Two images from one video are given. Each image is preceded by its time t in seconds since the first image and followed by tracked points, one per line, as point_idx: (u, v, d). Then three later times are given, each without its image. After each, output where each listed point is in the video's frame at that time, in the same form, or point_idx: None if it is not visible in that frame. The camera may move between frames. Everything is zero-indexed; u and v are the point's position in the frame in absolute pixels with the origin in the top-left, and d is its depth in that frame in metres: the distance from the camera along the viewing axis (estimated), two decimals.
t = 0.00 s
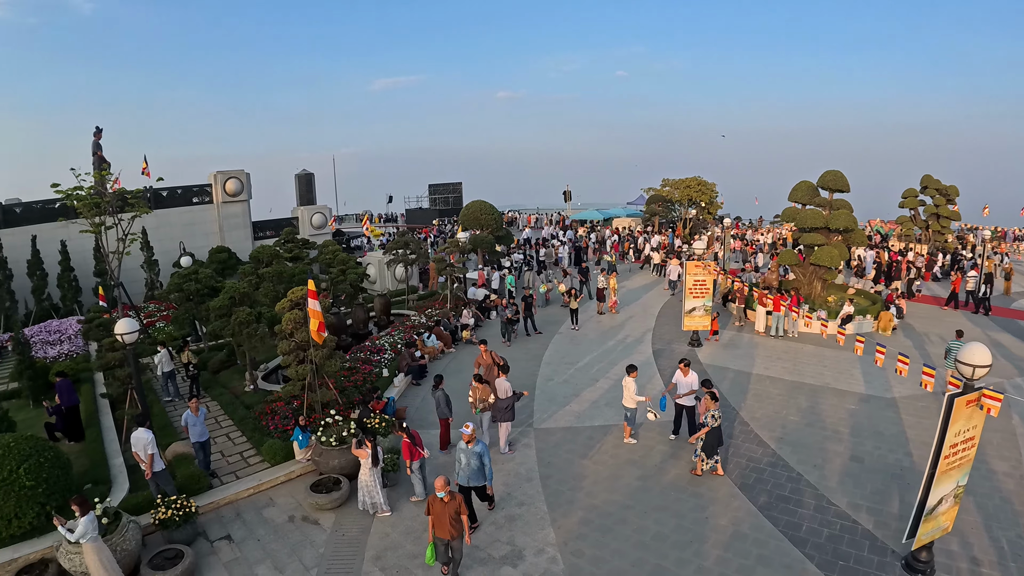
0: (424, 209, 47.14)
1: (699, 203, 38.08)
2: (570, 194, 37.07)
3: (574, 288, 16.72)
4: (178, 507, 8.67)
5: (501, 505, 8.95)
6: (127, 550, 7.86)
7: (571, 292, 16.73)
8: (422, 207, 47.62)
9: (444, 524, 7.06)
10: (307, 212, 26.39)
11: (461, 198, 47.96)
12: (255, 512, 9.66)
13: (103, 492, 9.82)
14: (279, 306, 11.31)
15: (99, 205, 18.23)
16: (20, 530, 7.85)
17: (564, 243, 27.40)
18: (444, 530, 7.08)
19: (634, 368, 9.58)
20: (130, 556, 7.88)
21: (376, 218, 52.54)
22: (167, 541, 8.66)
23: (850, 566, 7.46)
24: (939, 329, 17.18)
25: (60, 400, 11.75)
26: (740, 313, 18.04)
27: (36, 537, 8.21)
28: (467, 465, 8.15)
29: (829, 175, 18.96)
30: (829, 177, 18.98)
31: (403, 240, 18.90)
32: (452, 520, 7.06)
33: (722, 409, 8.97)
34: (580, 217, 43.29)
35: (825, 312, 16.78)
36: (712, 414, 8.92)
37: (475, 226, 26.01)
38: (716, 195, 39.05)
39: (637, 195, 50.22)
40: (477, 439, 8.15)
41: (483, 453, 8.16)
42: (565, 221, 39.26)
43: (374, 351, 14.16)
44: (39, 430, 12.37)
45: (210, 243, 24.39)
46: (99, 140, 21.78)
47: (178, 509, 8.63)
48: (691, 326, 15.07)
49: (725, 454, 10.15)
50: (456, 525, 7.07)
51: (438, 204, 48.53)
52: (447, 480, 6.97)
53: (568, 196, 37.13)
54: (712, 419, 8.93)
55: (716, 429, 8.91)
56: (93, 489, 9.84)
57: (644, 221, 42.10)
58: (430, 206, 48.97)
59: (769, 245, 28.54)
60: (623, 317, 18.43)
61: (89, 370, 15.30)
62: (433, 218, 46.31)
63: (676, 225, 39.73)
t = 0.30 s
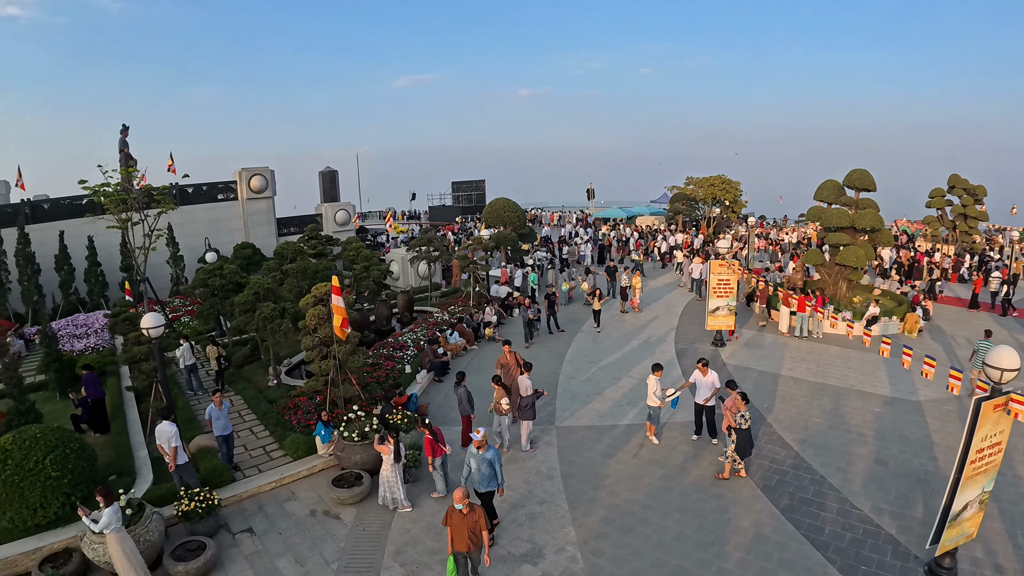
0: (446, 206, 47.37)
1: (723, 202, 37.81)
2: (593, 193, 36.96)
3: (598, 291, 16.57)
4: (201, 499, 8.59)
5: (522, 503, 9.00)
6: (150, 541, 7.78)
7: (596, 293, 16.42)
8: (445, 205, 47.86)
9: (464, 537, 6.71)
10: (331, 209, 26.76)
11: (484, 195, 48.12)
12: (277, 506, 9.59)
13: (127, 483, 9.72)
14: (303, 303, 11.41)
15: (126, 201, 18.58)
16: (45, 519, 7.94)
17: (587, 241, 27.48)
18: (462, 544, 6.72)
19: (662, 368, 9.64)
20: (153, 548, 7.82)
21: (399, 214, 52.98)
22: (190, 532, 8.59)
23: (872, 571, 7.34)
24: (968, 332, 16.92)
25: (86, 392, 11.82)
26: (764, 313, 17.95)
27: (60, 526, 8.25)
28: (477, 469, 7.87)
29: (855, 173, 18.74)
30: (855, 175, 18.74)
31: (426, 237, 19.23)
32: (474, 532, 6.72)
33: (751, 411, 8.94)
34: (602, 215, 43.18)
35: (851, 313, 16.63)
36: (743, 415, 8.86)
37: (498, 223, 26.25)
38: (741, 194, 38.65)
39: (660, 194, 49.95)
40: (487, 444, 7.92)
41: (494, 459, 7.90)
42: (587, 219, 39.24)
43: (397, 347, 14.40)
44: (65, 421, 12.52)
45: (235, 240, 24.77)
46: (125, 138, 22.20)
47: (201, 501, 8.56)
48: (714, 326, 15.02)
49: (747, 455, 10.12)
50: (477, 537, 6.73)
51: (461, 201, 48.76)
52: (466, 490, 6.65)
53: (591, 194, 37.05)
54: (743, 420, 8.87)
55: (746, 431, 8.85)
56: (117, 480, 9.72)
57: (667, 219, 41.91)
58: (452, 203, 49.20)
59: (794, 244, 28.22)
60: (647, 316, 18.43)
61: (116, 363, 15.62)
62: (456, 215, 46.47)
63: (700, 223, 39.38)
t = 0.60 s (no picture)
0: (462, 206, 47.45)
1: (739, 201, 37.63)
2: (609, 192, 36.83)
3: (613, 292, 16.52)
4: (216, 494, 8.56)
5: (536, 502, 9.05)
6: (166, 534, 7.78)
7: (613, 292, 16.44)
8: (460, 204, 47.97)
9: (475, 551, 6.41)
10: (347, 207, 26.99)
11: (499, 195, 48.19)
12: (291, 501, 9.59)
13: (143, 477, 9.86)
14: (318, 300, 11.58)
15: (144, 199, 18.82)
16: (62, 512, 8.07)
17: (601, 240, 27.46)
18: (473, 558, 6.43)
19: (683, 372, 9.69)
20: (168, 541, 7.81)
21: (415, 213, 53.21)
22: (205, 526, 8.58)
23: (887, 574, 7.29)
24: (987, 334, 16.73)
25: (104, 387, 11.86)
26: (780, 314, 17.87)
27: (77, 519, 8.39)
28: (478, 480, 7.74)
29: (873, 173, 18.58)
30: (873, 175, 18.58)
31: (442, 236, 19.36)
32: (486, 544, 6.43)
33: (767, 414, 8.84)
34: (618, 214, 43.07)
35: (867, 314, 16.51)
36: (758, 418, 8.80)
37: (513, 221, 26.35)
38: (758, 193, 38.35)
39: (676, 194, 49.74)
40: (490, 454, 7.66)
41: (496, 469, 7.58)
42: (602, 218, 39.20)
43: (413, 345, 14.55)
44: (82, 416, 12.67)
45: (251, 237, 25.04)
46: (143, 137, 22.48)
47: (216, 496, 8.52)
48: (730, 327, 14.98)
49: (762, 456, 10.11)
50: (489, 550, 6.44)
51: (477, 200, 48.87)
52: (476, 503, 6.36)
53: (607, 194, 36.94)
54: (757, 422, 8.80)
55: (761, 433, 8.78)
56: (134, 475, 9.88)
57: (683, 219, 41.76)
58: (468, 202, 49.35)
59: (811, 244, 28.00)
60: (663, 316, 18.41)
61: (133, 358, 15.83)
62: (471, 214, 46.54)
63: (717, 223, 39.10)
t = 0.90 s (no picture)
0: (469, 204, 47.47)
1: (748, 199, 37.55)
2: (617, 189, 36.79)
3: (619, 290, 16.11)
4: (221, 487, 8.59)
5: (544, 497, 9.06)
6: (170, 526, 7.76)
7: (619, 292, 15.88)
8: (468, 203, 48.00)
9: (481, 564, 5.98)
10: (355, 204, 27.09)
11: (506, 193, 48.20)
12: (297, 495, 9.58)
13: (148, 469, 9.85)
14: (326, 294, 11.70)
15: (152, 195, 18.93)
16: (67, 504, 8.12)
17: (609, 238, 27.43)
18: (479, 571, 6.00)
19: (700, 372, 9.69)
20: (172, 533, 7.79)
21: (423, 212, 53.31)
22: (209, 519, 8.56)
23: (897, 571, 7.25)
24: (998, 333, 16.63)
25: (111, 381, 11.91)
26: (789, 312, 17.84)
27: (81, 512, 8.43)
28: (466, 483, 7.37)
29: (882, 171, 18.51)
30: (882, 173, 18.51)
31: (450, 233, 19.42)
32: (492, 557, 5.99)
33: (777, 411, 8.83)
34: (626, 213, 43.03)
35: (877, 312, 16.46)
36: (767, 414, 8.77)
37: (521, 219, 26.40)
38: (766, 192, 38.23)
39: (684, 193, 49.64)
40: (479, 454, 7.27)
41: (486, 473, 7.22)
42: (610, 217, 39.16)
43: (420, 341, 14.55)
44: (89, 409, 12.73)
45: (259, 235, 25.16)
46: (151, 135, 22.62)
47: (221, 489, 8.55)
48: (738, 324, 14.94)
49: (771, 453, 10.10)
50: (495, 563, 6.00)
51: (484, 199, 48.90)
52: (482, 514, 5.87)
53: (615, 192, 36.87)
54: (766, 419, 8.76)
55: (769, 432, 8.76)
56: (140, 467, 9.88)
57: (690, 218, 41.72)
58: (475, 201, 49.38)
59: (820, 242, 27.91)
60: (671, 314, 18.44)
61: (140, 353, 15.91)
62: (478, 213, 46.56)
63: (725, 221, 39.03)
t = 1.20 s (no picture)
0: (471, 199, 47.44)
1: (750, 194, 37.58)
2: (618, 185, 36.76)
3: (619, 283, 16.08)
4: (216, 479, 8.49)
5: (547, 490, 8.99)
6: (165, 519, 7.65)
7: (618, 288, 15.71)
8: (469, 198, 47.98)
9: None
10: (355, 198, 27.07)
11: (508, 188, 48.22)
12: (294, 488, 9.50)
13: (144, 462, 9.74)
14: (324, 284, 11.56)
15: (151, 188, 18.86)
16: (61, 496, 8.03)
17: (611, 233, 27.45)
18: None
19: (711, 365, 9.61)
20: (167, 526, 7.68)
21: (424, 207, 53.28)
22: (205, 512, 8.47)
23: (907, 566, 7.17)
24: (1003, 327, 16.61)
25: (107, 372, 11.85)
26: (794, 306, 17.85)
27: (76, 504, 8.34)
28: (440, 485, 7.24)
29: (886, 164, 18.48)
30: (887, 166, 18.46)
31: (450, 227, 19.40)
32: (490, 570, 5.41)
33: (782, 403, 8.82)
34: (628, 208, 42.98)
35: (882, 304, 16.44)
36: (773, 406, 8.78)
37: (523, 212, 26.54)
38: (768, 187, 38.25)
39: (687, 188, 49.61)
40: (454, 458, 7.08)
41: (455, 479, 7.06)
42: (611, 212, 39.16)
43: (420, 334, 14.52)
44: (86, 403, 12.64)
45: (260, 229, 25.12)
46: (151, 130, 22.56)
47: (216, 481, 8.45)
48: (742, 316, 14.94)
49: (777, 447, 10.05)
50: None
51: (486, 194, 48.91)
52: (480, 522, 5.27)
53: (617, 187, 36.86)
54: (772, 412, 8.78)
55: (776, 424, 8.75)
56: (135, 459, 9.78)
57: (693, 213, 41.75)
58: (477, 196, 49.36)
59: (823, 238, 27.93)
60: (674, 307, 18.46)
61: (138, 346, 15.85)
62: (479, 208, 46.52)
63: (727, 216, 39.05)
